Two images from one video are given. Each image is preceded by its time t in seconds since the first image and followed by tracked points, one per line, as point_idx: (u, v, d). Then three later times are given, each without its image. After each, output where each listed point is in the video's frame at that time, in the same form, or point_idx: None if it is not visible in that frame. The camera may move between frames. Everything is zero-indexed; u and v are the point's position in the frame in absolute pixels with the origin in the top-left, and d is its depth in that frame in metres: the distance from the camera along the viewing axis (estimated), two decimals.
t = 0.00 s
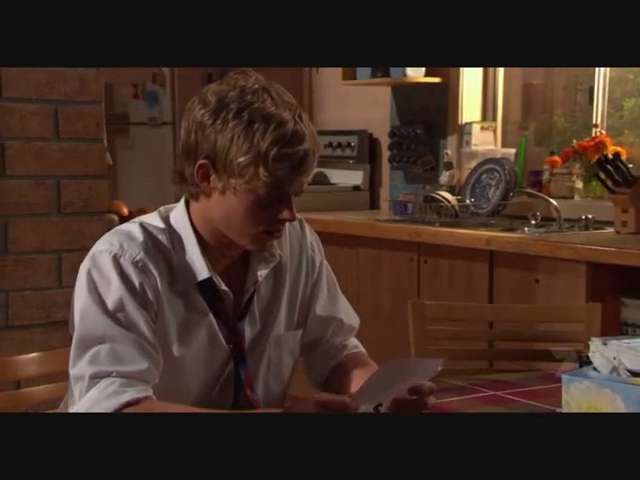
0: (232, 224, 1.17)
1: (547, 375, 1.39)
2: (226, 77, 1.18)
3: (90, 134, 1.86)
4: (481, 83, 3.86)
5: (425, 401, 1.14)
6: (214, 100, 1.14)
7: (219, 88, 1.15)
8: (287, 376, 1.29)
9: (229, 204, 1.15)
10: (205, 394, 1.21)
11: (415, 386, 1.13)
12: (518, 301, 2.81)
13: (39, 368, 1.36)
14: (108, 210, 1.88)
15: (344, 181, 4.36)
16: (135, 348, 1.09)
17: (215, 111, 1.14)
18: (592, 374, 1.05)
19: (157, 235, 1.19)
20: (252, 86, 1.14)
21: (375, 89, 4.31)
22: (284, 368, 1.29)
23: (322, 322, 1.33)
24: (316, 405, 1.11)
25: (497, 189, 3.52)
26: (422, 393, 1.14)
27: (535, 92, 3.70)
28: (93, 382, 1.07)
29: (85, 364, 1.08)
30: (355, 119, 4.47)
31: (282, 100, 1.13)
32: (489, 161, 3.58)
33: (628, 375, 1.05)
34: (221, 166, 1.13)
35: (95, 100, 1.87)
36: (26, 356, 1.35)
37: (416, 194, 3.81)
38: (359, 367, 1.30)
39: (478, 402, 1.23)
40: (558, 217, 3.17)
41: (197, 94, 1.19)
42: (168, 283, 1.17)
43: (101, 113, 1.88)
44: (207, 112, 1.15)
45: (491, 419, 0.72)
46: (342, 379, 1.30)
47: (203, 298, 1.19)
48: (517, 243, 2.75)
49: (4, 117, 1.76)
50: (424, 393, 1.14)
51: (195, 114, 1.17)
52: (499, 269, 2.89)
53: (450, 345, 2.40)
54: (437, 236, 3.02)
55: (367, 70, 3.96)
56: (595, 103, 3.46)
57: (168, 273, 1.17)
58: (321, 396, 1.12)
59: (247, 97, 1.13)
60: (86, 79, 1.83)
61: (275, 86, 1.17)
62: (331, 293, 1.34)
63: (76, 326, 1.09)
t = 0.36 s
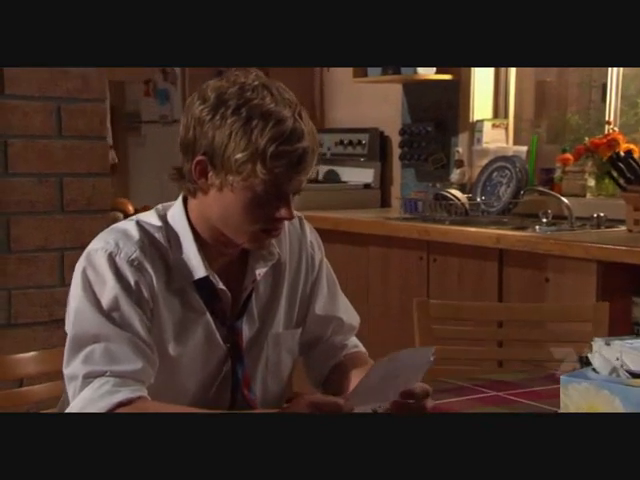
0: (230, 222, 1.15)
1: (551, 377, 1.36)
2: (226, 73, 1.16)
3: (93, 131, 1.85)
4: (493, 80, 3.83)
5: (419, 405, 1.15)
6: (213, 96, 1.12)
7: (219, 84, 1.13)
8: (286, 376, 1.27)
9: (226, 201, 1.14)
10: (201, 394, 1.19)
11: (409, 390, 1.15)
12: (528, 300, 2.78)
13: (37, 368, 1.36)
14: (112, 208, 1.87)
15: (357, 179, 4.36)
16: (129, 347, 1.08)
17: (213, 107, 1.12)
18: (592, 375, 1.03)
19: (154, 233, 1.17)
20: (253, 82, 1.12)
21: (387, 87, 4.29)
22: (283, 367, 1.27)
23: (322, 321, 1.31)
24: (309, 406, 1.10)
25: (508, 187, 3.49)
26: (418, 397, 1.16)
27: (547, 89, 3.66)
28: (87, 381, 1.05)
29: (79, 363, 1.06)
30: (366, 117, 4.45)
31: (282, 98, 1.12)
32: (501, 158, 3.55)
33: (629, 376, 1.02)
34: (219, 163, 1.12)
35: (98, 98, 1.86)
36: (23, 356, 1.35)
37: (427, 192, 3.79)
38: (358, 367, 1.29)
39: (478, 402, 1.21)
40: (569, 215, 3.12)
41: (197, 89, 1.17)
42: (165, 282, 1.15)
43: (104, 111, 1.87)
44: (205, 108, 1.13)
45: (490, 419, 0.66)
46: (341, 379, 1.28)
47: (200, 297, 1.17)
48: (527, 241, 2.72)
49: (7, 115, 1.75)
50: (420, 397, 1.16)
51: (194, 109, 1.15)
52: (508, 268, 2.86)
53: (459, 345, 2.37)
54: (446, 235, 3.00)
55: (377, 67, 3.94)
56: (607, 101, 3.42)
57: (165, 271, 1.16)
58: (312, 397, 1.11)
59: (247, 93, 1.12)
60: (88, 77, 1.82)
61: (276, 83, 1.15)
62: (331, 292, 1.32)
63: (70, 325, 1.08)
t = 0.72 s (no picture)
0: (227, 221, 1.14)
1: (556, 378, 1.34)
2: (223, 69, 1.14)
3: (96, 129, 1.85)
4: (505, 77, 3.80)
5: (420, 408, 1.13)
6: (210, 93, 1.10)
7: (215, 80, 1.11)
8: (286, 377, 1.25)
9: (223, 199, 1.12)
10: (197, 396, 1.18)
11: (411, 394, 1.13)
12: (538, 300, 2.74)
13: (34, 367, 1.35)
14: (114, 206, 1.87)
15: (367, 178, 4.36)
16: (124, 348, 1.06)
17: (210, 104, 1.10)
18: (591, 377, 1.00)
19: (150, 233, 1.16)
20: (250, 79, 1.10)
21: (398, 85, 4.26)
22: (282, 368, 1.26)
23: (322, 321, 1.29)
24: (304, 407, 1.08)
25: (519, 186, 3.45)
26: (418, 398, 1.13)
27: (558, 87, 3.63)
28: (80, 382, 1.04)
29: (73, 363, 1.05)
30: (378, 115, 4.42)
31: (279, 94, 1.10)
32: (512, 156, 3.51)
33: (627, 378, 1.00)
34: (216, 160, 1.10)
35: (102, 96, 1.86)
36: (19, 356, 1.33)
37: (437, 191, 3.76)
38: (359, 367, 1.27)
39: (478, 403, 1.19)
40: (581, 214, 3.08)
41: (194, 86, 1.15)
42: (161, 282, 1.14)
43: (107, 109, 1.87)
44: (202, 105, 1.11)
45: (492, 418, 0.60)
46: (341, 379, 1.26)
47: (197, 297, 1.16)
48: (536, 240, 2.68)
49: (10, 113, 1.76)
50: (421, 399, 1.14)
51: (190, 106, 1.13)
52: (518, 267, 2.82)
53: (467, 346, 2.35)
54: (455, 233, 2.97)
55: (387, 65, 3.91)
56: (621, 98, 3.35)
57: (160, 271, 1.14)
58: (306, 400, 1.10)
59: (243, 90, 1.10)
60: (92, 75, 1.82)
61: (274, 80, 1.13)
62: (331, 292, 1.30)
63: (65, 325, 1.07)
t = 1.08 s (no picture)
0: (227, 219, 1.13)
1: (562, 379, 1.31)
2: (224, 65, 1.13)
3: (104, 128, 1.85)
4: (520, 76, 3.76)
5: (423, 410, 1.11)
6: (210, 90, 1.09)
7: (216, 77, 1.09)
8: (288, 378, 1.24)
9: (223, 197, 1.11)
10: (198, 397, 1.16)
11: (415, 395, 1.10)
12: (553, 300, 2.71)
13: (35, 365, 1.36)
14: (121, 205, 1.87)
15: (382, 177, 4.34)
16: (123, 348, 1.05)
17: (210, 101, 1.08)
18: (594, 380, 0.98)
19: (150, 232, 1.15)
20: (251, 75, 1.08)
21: (413, 83, 4.23)
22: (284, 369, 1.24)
23: (325, 320, 1.28)
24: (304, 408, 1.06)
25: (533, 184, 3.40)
26: (421, 399, 1.11)
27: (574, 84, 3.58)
28: (78, 382, 1.03)
29: (71, 363, 1.04)
30: (392, 113, 4.39)
31: (281, 91, 1.08)
32: (527, 155, 3.47)
33: (632, 380, 0.97)
34: (216, 158, 1.09)
35: (110, 94, 1.86)
36: (20, 355, 1.35)
37: (451, 190, 3.73)
38: (362, 368, 1.25)
39: (482, 405, 1.17)
40: (596, 213, 3.03)
41: (196, 82, 1.13)
42: (160, 282, 1.13)
43: (115, 107, 1.87)
44: (202, 102, 1.09)
45: (488, 419, 0.60)
46: (344, 380, 1.25)
47: (197, 297, 1.15)
48: (550, 240, 2.64)
49: (18, 111, 1.76)
50: (424, 397, 1.11)
51: (191, 103, 1.11)
52: (532, 267, 2.79)
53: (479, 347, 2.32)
54: (467, 233, 2.95)
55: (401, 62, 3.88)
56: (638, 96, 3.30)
57: (160, 271, 1.13)
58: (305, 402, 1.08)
59: (244, 87, 1.08)
60: (99, 74, 1.82)
61: (276, 76, 1.11)
62: (335, 292, 1.29)
63: (63, 325, 1.06)
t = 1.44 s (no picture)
0: (228, 219, 1.12)
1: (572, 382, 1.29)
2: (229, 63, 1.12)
3: (116, 128, 1.86)
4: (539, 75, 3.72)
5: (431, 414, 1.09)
6: (213, 87, 1.08)
7: (220, 74, 1.09)
8: (295, 380, 1.23)
9: (223, 196, 1.10)
10: (202, 399, 1.15)
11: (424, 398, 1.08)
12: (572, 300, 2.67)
13: (43, 365, 1.36)
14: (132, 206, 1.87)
15: (400, 177, 4.29)
16: (125, 349, 1.04)
17: (212, 98, 1.08)
18: (603, 384, 0.96)
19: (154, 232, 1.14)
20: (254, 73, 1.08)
21: (431, 82, 4.21)
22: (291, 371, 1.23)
23: (332, 322, 1.27)
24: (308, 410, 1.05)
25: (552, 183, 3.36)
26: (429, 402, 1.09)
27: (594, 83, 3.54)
28: (81, 384, 1.02)
29: (74, 365, 1.04)
30: (410, 113, 4.37)
31: (284, 89, 1.07)
32: (546, 155, 3.43)
33: None
34: (216, 156, 1.08)
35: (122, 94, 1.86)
36: (27, 355, 1.34)
37: (469, 189, 3.70)
38: (370, 370, 1.23)
39: (492, 409, 1.15)
40: (617, 213, 2.97)
41: (201, 80, 1.13)
42: (164, 282, 1.12)
43: (127, 108, 1.87)
44: (205, 99, 1.09)
45: (486, 417, 0.65)
46: (351, 382, 1.23)
47: (201, 297, 1.14)
48: (568, 240, 2.61)
49: (30, 111, 1.77)
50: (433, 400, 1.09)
51: (195, 100, 1.11)
52: (550, 268, 2.75)
53: (495, 348, 2.32)
54: (484, 233, 2.92)
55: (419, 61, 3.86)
56: None
57: (164, 271, 1.12)
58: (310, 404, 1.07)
59: (247, 85, 1.07)
60: (111, 75, 1.82)
61: (281, 75, 1.09)
62: (342, 293, 1.28)
63: (66, 326, 1.05)
